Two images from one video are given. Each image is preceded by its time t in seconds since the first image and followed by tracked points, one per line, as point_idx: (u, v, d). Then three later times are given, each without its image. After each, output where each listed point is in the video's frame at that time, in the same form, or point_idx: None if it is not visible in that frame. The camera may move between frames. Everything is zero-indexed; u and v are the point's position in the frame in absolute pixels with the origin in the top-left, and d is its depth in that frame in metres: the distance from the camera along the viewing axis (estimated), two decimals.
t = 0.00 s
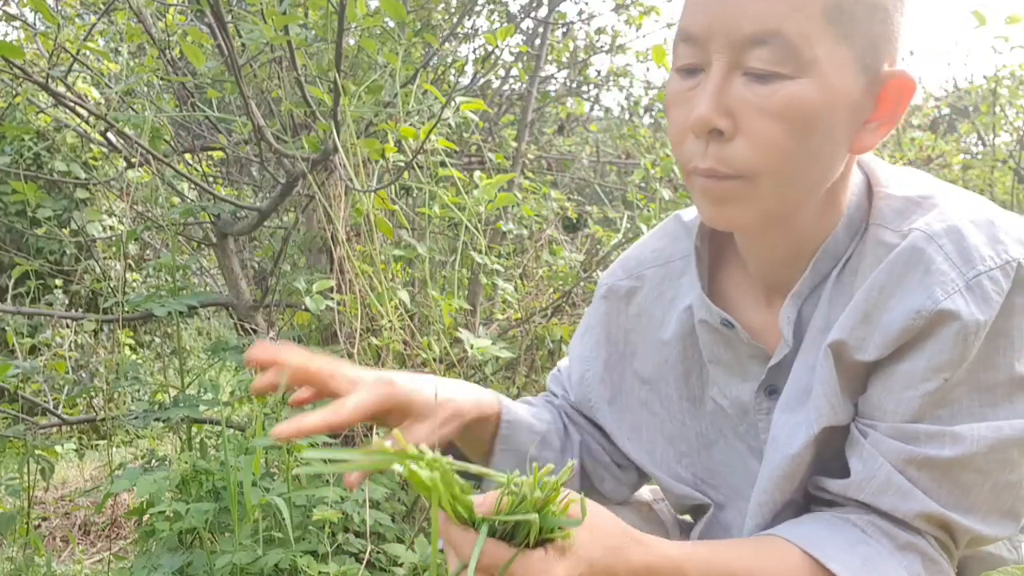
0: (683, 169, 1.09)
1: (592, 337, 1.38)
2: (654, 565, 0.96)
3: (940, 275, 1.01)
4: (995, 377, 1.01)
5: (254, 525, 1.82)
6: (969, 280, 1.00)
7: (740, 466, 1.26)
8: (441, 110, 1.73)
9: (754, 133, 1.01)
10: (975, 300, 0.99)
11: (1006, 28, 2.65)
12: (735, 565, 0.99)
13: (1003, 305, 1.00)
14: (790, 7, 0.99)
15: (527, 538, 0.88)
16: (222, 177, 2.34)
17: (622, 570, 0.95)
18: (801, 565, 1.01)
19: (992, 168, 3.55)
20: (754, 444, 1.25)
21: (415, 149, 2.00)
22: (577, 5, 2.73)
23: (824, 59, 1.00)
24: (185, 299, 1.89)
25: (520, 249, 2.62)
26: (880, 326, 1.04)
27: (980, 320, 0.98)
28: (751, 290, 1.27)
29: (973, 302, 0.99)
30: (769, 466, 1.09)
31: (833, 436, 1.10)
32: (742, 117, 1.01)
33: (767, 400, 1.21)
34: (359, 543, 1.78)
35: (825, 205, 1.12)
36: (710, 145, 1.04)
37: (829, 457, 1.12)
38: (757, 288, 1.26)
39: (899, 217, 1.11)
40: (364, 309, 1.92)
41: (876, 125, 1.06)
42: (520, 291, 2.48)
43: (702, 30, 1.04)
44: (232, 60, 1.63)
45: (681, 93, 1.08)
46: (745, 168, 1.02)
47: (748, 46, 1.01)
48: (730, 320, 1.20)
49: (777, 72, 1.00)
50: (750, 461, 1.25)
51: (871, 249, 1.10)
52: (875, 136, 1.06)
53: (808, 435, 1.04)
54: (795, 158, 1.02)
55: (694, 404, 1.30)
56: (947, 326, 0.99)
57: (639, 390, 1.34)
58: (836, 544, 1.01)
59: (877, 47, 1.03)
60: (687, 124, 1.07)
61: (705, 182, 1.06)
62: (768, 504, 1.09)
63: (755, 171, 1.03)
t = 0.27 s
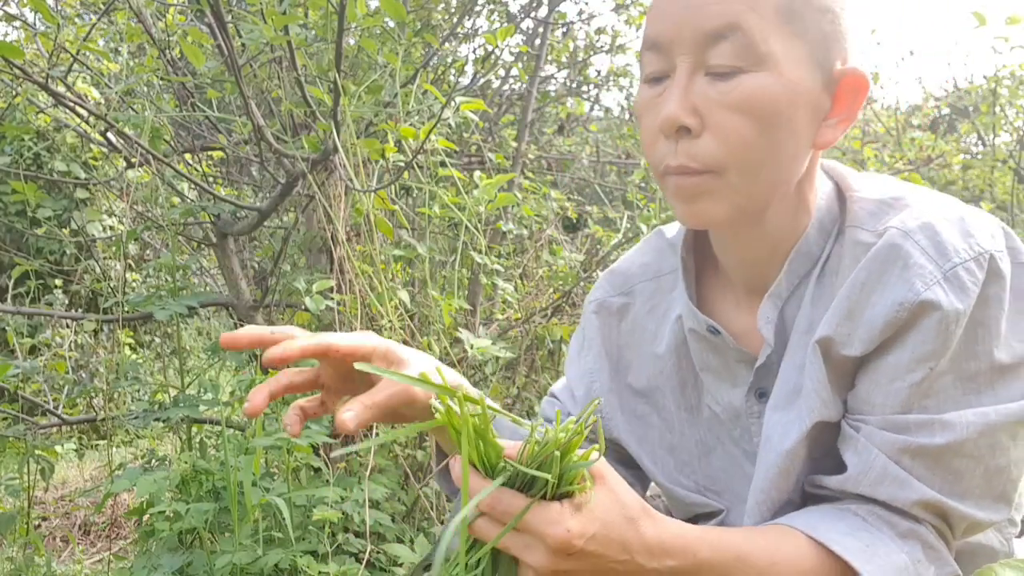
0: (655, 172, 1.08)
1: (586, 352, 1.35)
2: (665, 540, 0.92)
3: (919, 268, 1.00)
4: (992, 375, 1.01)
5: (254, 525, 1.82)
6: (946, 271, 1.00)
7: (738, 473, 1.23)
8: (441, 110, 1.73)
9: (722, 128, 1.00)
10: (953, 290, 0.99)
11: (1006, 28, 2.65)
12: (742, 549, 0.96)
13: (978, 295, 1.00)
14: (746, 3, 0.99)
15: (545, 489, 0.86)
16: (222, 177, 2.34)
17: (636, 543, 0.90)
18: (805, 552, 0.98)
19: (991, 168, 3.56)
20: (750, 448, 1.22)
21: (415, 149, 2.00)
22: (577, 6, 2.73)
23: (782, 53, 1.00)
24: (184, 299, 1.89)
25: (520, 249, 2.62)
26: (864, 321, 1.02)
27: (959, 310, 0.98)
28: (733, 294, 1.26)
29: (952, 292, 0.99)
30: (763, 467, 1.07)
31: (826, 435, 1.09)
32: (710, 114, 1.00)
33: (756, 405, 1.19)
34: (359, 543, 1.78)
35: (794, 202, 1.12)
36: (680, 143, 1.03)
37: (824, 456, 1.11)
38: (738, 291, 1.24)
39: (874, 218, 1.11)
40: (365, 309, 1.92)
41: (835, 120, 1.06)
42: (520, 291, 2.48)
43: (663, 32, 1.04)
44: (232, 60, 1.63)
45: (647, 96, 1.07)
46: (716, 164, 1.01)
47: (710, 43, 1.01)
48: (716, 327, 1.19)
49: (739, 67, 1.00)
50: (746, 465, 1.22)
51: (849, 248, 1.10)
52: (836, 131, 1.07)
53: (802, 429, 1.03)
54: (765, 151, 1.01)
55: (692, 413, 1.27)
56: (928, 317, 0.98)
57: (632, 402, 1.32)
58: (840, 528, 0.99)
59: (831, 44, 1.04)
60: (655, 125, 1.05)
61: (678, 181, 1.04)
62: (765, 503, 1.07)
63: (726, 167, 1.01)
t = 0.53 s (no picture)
0: (647, 172, 1.05)
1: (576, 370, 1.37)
2: (672, 518, 0.91)
3: (891, 264, 1.00)
4: (987, 372, 1.00)
5: (254, 525, 1.82)
6: (918, 266, 1.00)
7: (734, 479, 1.23)
8: (441, 110, 1.73)
9: (720, 125, 0.99)
10: (926, 284, 0.98)
11: (1006, 28, 2.66)
12: (750, 533, 0.95)
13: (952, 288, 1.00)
14: (743, 8, 1.01)
15: (559, 452, 0.89)
16: (222, 177, 2.34)
17: (645, 518, 0.89)
18: (809, 537, 0.97)
19: (991, 168, 3.56)
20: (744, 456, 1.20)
21: (415, 149, 2.00)
22: (577, 6, 2.74)
23: (774, 59, 1.02)
24: (184, 299, 1.89)
25: (520, 249, 2.62)
26: (843, 320, 1.02)
27: (934, 303, 0.97)
28: (714, 304, 1.26)
29: (925, 286, 0.98)
30: (758, 470, 1.06)
31: (818, 435, 1.08)
32: (710, 112, 0.99)
33: (746, 410, 1.17)
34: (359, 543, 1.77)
35: (770, 212, 1.12)
36: (678, 141, 1.00)
37: (818, 456, 1.10)
38: (719, 301, 1.25)
39: (844, 221, 1.12)
40: (364, 309, 1.92)
41: (810, 133, 1.09)
42: (520, 291, 2.48)
43: (663, 32, 1.03)
44: (232, 60, 1.63)
45: (643, 96, 1.05)
46: (715, 161, 0.99)
47: (710, 43, 1.01)
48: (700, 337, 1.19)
49: (737, 67, 1.00)
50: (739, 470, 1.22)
51: (822, 252, 1.11)
52: (811, 142, 1.09)
53: (794, 432, 1.03)
54: (761, 152, 1.00)
55: (686, 423, 1.27)
56: (904, 312, 0.97)
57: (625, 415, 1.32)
58: (841, 517, 0.98)
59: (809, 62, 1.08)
60: (652, 125, 1.03)
61: (675, 179, 1.01)
62: (761, 505, 1.07)
63: (723, 164, 0.99)
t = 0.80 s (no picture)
0: (655, 177, 1.04)
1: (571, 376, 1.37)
2: (687, 525, 0.90)
3: (889, 268, 1.00)
4: (990, 374, 1.00)
5: (254, 525, 1.82)
6: (916, 270, 1.00)
7: (733, 485, 1.23)
8: (441, 110, 1.73)
9: (734, 137, 0.99)
10: (924, 288, 0.99)
11: (1005, 28, 2.66)
12: (762, 538, 0.94)
13: (950, 291, 1.00)
14: (763, 22, 1.01)
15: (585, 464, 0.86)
16: (222, 177, 2.34)
17: (662, 527, 0.88)
18: (819, 542, 0.96)
19: (992, 168, 3.56)
20: (739, 461, 1.20)
21: (415, 149, 2.00)
22: (577, 5, 2.74)
23: (791, 75, 1.03)
24: (184, 299, 1.89)
25: (520, 248, 2.62)
26: (843, 324, 1.02)
27: (933, 306, 0.97)
28: (709, 309, 1.26)
29: (923, 290, 0.98)
30: (762, 474, 1.06)
31: (822, 442, 1.08)
32: (725, 121, 0.99)
33: (744, 416, 1.17)
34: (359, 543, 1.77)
35: (772, 222, 1.12)
36: (691, 148, 1.00)
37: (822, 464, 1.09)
38: (713, 306, 1.25)
39: (839, 225, 1.12)
40: (365, 309, 1.92)
41: (812, 150, 1.12)
42: (520, 291, 2.48)
43: (683, 36, 1.02)
44: (232, 60, 1.63)
45: (657, 100, 1.05)
46: (726, 171, 0.99)
47: (730, 52, 1.01)
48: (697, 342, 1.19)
49: (754, 80, 1.00)
50: (740, 477, 1.22)
51: (819, 257, 1.10)
52: (812, 160, 1.12)
53: (796, 439, 1.02)
54: (772, 165, 1.01)
55: (682, 428, 1.26)
56: (904, 316, 0.98)
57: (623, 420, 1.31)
58: (850, 520, 0.98)
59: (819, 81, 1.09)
60: (665, 129, 1.03)
61: (684, 186, 1.01)
62: (766, 511, 1.07)
63: (734, 175, 0.99)
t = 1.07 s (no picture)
0: (667, 181, 1.03)
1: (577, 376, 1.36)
2: (719, 538, 0.87)
3: (907, 269, 1.00)
4: (1000, 376, 1.00)
5: (254, 525, 1.83)
6: (934, 271, 1.00)
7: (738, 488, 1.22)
8: (441, 110, 1.73)
9: (748, 141, 0.98)
10: (942, 288, 0.99)
11: (1005, 28, 2.66)
12: (787, 548, 0.92)
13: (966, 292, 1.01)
14: (773, 26, 1.01)
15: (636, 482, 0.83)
16: (222, 177, 2.34)
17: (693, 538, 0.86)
18: (839, 546, 0.95)
19: (991, 168, 3.56)
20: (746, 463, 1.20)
21: (415, 149, 2.00)
22: (576, 5, 2.74)
23: (804, 77, 1.03)
24: (184, 299, 1.89)
25: (520, 249, 2.62)
26: (859, 325, 1.02)
27: (951, 307, 0.98)
28: (720, 309, 1.26)
29: (941, 290, 0.99)
30: (776, 477, 1.06)
31: (833, 443, 1.07)
32: (738, 125, 0.99)
33: (754, 417, 1.17)
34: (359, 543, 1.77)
35: (783, 224, 1.12)
36: (704, 152, 1.00)
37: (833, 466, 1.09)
38: (724, 306, 1.24)
39: (854, 226, 1.13)
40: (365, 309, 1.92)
41: (825, 150, 1.12)
42: (520, 291, 2.48)
43: (696, 40, 1.02)
44: (232, 60, 1.63)
45: (668, 103, 1.04)
46: (739, 175, 0.99)
47: (742, 56, 1.01)
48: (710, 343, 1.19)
49: (767, 84, 1.00)
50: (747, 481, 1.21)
51: (834, 257, 1.11)
52: (825, 159, 1.12)
53: (812, 442, 1.02)
54: (785, 169, 1.01)
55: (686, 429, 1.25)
56: (922, 317, 0.98)
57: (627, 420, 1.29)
58: (867, 522, 0.97)
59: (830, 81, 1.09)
60: (676, 133, 1.02)
61: (697, 191, 1.00)
62: (781, 513, 1.07)
63: (748, 180, 0.99)
